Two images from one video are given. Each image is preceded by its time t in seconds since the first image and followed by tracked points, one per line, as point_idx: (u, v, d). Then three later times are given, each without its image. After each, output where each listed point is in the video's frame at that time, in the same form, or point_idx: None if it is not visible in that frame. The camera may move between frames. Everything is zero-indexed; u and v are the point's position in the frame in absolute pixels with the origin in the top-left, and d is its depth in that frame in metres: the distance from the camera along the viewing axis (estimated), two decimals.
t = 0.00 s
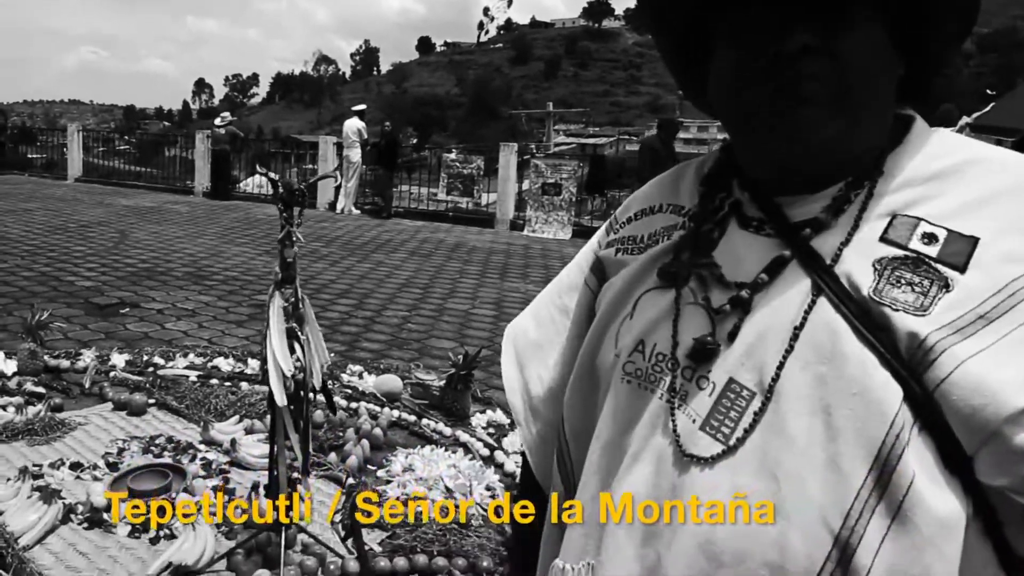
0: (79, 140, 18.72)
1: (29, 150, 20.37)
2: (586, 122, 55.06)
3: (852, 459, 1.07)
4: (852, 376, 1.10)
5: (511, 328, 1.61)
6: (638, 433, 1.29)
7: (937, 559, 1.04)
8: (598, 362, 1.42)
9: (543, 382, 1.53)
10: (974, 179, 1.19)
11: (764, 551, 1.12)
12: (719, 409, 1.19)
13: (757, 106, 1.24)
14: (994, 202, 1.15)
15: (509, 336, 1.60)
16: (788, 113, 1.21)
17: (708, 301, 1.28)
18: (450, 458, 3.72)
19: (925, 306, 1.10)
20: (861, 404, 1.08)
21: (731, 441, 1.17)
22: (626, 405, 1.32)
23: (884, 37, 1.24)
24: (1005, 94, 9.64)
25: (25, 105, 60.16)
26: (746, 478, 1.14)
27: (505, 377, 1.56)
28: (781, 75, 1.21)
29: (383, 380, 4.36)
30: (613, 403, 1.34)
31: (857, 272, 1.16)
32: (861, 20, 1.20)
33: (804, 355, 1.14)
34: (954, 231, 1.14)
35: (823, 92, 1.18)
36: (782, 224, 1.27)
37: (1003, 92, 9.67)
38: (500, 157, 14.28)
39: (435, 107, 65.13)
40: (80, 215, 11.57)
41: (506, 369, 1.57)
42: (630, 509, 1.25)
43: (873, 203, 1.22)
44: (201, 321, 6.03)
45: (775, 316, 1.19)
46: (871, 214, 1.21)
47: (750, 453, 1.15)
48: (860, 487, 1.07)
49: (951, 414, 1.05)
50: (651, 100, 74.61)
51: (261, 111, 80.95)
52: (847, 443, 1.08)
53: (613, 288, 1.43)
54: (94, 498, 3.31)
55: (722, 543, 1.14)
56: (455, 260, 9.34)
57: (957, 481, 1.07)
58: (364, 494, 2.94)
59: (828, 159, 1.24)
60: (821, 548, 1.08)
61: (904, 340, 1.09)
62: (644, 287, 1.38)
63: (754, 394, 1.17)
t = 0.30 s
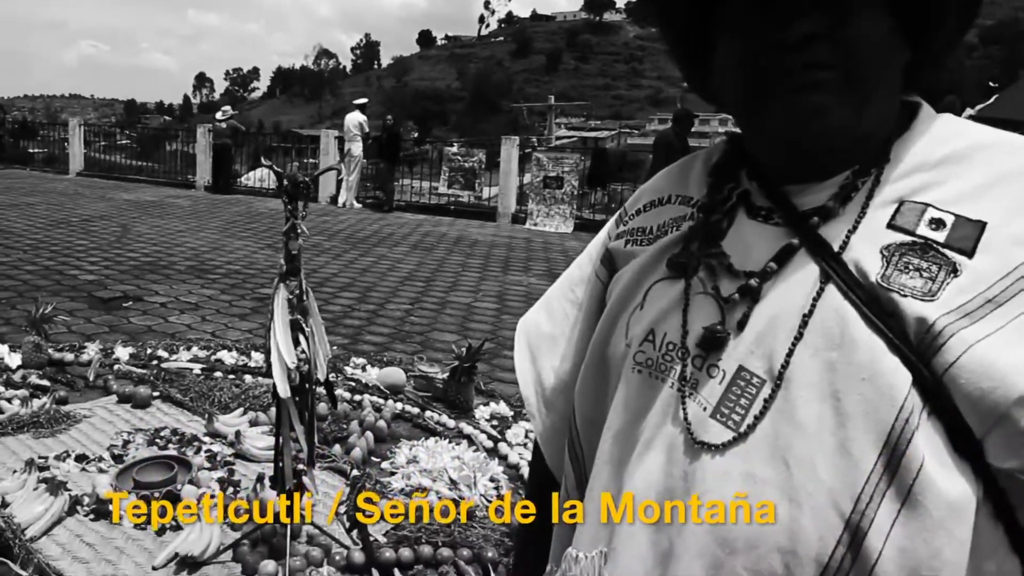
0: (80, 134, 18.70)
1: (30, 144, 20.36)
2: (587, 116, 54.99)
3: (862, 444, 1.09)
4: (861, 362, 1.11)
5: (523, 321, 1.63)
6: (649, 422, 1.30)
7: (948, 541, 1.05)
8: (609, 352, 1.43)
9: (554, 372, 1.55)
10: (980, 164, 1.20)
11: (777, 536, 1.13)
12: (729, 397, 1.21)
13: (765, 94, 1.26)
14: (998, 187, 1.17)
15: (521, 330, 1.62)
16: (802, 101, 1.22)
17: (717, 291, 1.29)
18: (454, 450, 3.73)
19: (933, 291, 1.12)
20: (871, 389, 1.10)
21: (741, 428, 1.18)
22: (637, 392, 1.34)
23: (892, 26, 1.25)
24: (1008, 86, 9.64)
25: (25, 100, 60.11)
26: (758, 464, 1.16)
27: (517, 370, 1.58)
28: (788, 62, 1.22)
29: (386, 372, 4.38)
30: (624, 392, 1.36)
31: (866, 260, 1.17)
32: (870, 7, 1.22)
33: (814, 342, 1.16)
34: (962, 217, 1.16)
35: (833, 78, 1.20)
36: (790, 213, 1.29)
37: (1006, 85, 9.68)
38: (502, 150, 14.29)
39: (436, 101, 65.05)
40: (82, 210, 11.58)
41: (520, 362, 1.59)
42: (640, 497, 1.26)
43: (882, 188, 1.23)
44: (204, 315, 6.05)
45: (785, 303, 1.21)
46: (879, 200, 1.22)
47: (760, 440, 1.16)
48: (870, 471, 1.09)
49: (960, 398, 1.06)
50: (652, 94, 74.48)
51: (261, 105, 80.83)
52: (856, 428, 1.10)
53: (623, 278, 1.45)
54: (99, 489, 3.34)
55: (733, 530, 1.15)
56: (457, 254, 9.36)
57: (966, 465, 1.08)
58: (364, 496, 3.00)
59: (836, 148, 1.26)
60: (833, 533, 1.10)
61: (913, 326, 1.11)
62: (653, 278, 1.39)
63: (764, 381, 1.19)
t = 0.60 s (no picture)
0: (81, 130, 18.71)
1: (31, 141, 20.36)
2: (588, 110, 54.91)
3: (869, 433, 1.10)
4: (870, 351, 1.12)
5: (533, 305, 1.62)
6: (660, 409, 1.32)
7: (954, 530, 1.05)
8: (621, 340, 1.45)
9: (565, 359, 1.56)
10: (996, 154, 1.21)
11: (782, 524, 1.13)
12: (738, 385, 1.22)
13: (773, 88, 1.27)
14: (1013, 178, 1.17)
15: (531, 315, 1.61)
16: (809, 97, 1.24)
17: (728, 280, 1.30)
18: (458, 442, 3.75)
19: (944, 282, 1.12)
20: (879, 378, 1.11)
21: (749, 416, 1.19)
22: (646, 379, 1.36)
23: (910, 19, 1.25)
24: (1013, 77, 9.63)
25: (25, 96, 60.08)
26: (765, 452, 1.17)
27: (527, 354, 1.58)
28: (795, 57, 1.24)
29: (390, 366, 4.39)
30: (635, 379, 1.38)
31: (877, 250, 1.18)
32: None
33: (824, 332, 1.17)
34: (974, 208, 1.16)
35: (843, 71, 1.21)
36: (802, 202, 1.29)
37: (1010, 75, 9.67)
38: (504, 144, 14.28)
39: (436, 95, 64.94)
40: (83, 205, 11.60)
41: (529, 347, 1.58)
42: (648, 484, 1.28)
43: (894, 178, 1.24)
44: (208, 309, 6.06)
45: (795, 293, 1.22)
46: (892, 190, 1.23)
47: (768, 429, 1.17)
48: (878, 459, 1.09)
49: (969, 388, 1.06)
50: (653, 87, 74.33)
51: (261, 100, 80.75)
52: (864, 417, 1.10)
53: (636, 265, 1.46)
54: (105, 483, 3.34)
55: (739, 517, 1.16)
56: (459, 248, 9.37)
57: (975, 456, 1.08)
58: (364, 496, 3.09)
59: (848, 134, 1.26)
60: (838, 521, 1.10)
61: (922, 316, 1.12)
62: (665, 266, 1.41)
63: (773, 369, 1.20)
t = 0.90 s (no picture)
0: (82, 121, 18.69)
1: (31, 132, 20.37)
2: (589, 100, 54.75)
3: (884, 415, 1.11)
4: (885, 333, 1.13)
5: (540, 286, 1.63)
6: (671, 388, 1.32)
7: (967, 512, 1.06)
8: (631, 321, 1.46)
9: (573, 340, 1.57)
10: (1016, 135, 1.23)
11: (794, 505, 1.15)
12: (751, 365, 1.23)
13: (793, 70, 1.28)
14: None
15: (538, 295, 1.62)
16: (829, 79, 1.24)
17: (741, 260, 1.31)
18: (461, 429, 3.79)
19: (962, 263, 1.13)
20: (893, 359, 1.12)
21: (762, 397, 1.20)
22: (656, 359, 1.36)
23: None
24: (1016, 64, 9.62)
25: (25, 87, 59.95)
26: (777, 433, 1.17)
27: (534, 334, 1.59)
28: (817, 40, 1.24)
29: (392, 354, 4.41)
30: (644, 360, 1.38)
31: (894, 231, 1.19)
32: None
33: (838, 313, 1.18)
34: (994, 188, 1.17)
35: (863, 55, 1.22)
36: (817, 182, 1.30)
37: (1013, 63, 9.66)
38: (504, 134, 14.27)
39: (437, 85, 64.76)
40: (85, 196, 11.62)
41: (536, 327, 1.59)
42: (658, 465, 1.29)
43: (913, 158, 1.25)
44: (210, 299, 6.08)
45: (808, 274, 1.23)
46: (911, 170, 1.24)
47: (780, 410, 1.18)
48: (892, 441, 1.10)
49: (985, 371, 1.08)
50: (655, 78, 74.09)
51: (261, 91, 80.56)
52: (878, 398, 1.11)
53: (646, 245, 1.47)
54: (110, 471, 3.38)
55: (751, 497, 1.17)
56: (461, 237, 9.38)
57: (987, 435, 1.09)
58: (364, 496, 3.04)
59: (860, 120, 1.27)
60: (850, 502, 1.12)
61: (939, 298, 1.13)
62: (677, 246, 1.42)
63: (786, 350, 1.20)
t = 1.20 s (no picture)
0: (86, 109, 18.71)
1: (35, 121, 20.39)
2: (593, 91, 54.62)
3: (904, 404, 1.11)
4: (905, 321, 1.12)
5: (550, 277, 1.65)
6: (684, 377, 1.32)
7: (989, 502, 1.06)
8: (643, 309, 1.46)
9: (584, 330, 1.58)
10: None
11: (811, 496, 1.14)
12: (768, 353, 1.22)
13: (813, 54, 1.27)
14: None
15: (549, 287, 1.63)
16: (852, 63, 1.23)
17: (757, 248, 1.31)
18: (463, 419, 3.81)
19: (984, 251, 1.12)
20: (913, 348, 1.11)
21: (779, 386, 1.20)
22: (670, 347, 1.36)
23: None
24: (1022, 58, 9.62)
25: (28, 75, 59.91)
26: (794, 422, 1.17)
27: (544, 325, 1.60)
28: (841, 22, 1.22)
29: (396, 343, 4.43)
30: (657, 348, 1.38)
31: (914, 218, 1.18)
32: None
33: (856, 300, 1.17)
34: (1016, 176, 1.15)
35: (885, 41, 1.20)
36: (834, 169, 1.29)
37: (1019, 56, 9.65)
38: (508, 124, 14.26)
39: (440, 75, 64.62)
40: (89, 184, 11.65)
41: (546, 318, 1.61)
42: (672, 455, 1.29)
43: (933, 146, 1.22)
44: (214, 287, 6.10)
45: (825, 262, 1.22)
46: (931, 157, 1.22)
47: (797, 400, 1.17)
48: (912, 431, 1.10)
49: (1008, 360, 1.07)
50: (659, 69, 73.85)
51: (264, 80, 80.45)
52: (898, 386, 1.11)
53: (658, 233, 1.47)
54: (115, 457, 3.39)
55: (767, 485, 1.16)
56: (464, 227, 9.39)
57: (1009, 424, 1.10)
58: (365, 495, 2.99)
59: (874, 107, 1.26)
60: (870, 492, 1.11)
61: (961, 286, 1.11)
62: (690, 234, 1.42)
63: (803, 339, 1.20)
